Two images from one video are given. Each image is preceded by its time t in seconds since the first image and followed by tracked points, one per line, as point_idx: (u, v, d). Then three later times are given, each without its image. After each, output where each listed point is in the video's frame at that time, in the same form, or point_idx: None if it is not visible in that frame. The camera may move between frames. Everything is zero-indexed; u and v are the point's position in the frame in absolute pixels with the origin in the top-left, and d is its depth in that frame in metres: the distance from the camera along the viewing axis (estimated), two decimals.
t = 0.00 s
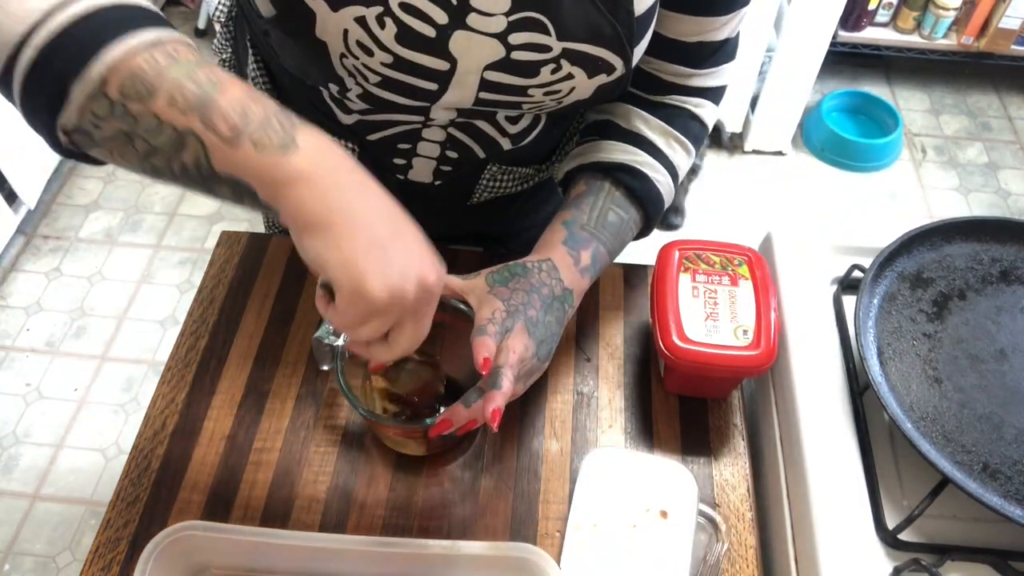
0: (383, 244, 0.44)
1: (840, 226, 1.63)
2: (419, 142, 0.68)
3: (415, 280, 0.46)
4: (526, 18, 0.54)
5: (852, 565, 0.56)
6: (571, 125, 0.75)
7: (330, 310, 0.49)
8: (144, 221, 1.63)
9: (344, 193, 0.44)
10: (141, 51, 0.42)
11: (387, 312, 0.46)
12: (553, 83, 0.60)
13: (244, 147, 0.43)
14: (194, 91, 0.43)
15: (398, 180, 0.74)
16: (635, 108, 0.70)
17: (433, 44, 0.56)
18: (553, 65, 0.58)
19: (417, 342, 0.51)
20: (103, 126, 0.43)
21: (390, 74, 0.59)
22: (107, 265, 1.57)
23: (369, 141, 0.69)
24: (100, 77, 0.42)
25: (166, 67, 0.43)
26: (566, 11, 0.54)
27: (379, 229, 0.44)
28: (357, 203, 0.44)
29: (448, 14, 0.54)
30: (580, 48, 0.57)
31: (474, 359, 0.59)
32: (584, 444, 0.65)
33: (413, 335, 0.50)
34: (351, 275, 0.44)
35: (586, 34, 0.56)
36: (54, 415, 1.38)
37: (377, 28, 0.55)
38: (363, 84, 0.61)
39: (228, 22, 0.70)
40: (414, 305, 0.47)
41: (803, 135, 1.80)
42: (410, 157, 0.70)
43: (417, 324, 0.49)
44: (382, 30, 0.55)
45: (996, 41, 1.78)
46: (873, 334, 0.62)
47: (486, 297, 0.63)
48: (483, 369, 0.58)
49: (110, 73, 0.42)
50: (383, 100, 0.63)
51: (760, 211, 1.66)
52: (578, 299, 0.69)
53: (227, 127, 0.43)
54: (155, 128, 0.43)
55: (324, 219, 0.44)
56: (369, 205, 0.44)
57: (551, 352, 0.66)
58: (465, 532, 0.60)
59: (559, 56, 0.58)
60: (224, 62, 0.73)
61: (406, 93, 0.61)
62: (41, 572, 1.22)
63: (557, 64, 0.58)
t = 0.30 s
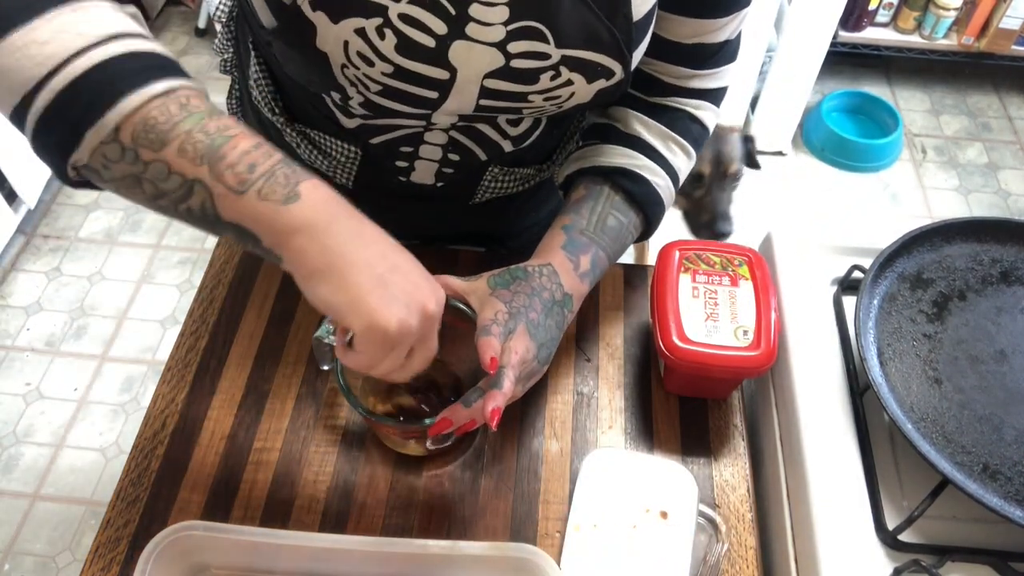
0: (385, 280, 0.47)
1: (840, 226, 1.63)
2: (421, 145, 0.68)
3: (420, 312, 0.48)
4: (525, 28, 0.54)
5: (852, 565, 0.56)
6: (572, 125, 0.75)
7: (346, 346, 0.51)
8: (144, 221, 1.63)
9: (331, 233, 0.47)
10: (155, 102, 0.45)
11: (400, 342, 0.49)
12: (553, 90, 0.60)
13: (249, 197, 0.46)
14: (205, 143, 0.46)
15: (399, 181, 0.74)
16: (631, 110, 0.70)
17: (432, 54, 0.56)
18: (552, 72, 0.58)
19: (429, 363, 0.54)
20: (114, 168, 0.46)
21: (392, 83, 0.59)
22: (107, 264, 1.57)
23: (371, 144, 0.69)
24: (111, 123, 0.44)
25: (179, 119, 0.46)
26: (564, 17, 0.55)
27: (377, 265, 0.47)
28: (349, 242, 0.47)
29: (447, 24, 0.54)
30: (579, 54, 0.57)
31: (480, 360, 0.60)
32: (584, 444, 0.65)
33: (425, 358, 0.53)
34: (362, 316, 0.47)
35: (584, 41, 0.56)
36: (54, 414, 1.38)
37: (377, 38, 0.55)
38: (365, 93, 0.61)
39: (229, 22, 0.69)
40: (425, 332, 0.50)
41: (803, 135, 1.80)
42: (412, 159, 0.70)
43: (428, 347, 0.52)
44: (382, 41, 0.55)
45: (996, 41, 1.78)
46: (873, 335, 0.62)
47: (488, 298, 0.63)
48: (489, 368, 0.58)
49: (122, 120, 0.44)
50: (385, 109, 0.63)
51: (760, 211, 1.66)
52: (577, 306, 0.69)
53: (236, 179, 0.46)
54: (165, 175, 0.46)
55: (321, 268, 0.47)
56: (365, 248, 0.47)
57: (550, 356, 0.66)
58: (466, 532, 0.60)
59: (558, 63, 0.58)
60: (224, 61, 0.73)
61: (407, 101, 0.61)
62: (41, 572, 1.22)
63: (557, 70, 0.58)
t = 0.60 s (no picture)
0: (350, 223, 0.44)
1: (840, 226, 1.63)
2: (422, 149, 0.68)
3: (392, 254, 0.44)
4: (525, 33, 0.54)
5: (852, 565, 0.56)
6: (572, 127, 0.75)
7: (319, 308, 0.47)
8: (144, 222, 1.63)
9: (301, 182, 0.44)
10: (116, 68, 0.47)
11: (374, 290, 0.44)
12: (553, 95, 0.60)
13: (206, 144, 0.45)
14: (163, 99, 0.46)
15: (402, 184, 0.74)
16: (631, 114, 0.70)
17: (432, 61, 0.56)
18: (552, 77, 0.58)
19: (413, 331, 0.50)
20: (87, 137, 0.48)
21: (391, 90, 0.59)
22: (107, 265, 1.57)
23: (372, 148, 0.69)
24: (76, 91, 0.46)
25: (139, 80, 0.47)
26: (563, 24, 0.55)
27: (342, 207, 0.44)
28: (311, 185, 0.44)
29: (446, 30, 0.54)
30: (578, 60, 0.57)
31: (490, 355, 0.61)
32: (584, 444, 0.65)
33: (406, 322, 0.48)
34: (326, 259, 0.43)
35: (584, 46, 0.56)
36: (54, 415, 1.38)
37: (376, 45, 0.55)
38: (365, 100, 0.61)
39: (229, 25, 0.69)
40: (403, 280, 0.45)
41: (802, 135, 1.80)
42: (413, 162, 0.70)
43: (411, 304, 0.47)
44: (381, 48, 0.55)
45: (996, 41, 1.78)
46: (873, 334, 0.62)
47: (489, 299, 0.63)
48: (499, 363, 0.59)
49: (86, 86, 0.46)
50: (385, 114, 0.63)
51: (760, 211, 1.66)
52: (576, 312, 0.70)
53: (193, 129, 0.46)
54: (129, 135, 0.47)
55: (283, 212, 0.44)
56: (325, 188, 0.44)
57: (548, 360, 0.66)
58: (466, 532, 0.60)
59: (557, 69, 0.58)
60: (224, 64, 0.73)
61: (407, 107, 0.61)
62: (41, 572, 1.22)
63: (556, 76, 0.58)
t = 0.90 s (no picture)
0: (323, 258, 0.47)
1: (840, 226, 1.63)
2: (420, 149, 0.68)
3: (365, 285, 0.47)
4: (519, 32, 0.54)
5: (852, 565, 0.56)
6: (572, 128, 0.75)
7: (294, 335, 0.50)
8: (144, 221, 1.63)
9: (279, 222, 0.46)
10: (117, 99, 0.47)
11: (350, 314, 0.47)
12: (549, 94, 0.60)
13: (195, 183, 0.46)
14: (160, 135, 0.47)
15: (398, 185, 0.74)
16: (631, 115, 0.70)
17: (426, 60, 0.56)
18: (547, 76, 0.58)
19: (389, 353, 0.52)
20: (84, 160, 0.48)
21: (387, 90, 0.59)
22: (107, 265, 1.57)
23: (370, 147, 0.68)
24: (76, 120, 0.46)
25: (139, 114, 0.47)
26: (558, 23, 0.55)
27: (318, 242, 0.47)
28: (290, 224, 0.46)
29: (440, 29, 0.54)
30: (574, 59, 0.57)
31: (489, 357, 0.60)
32: (584, 444, 0.65)
33: (383, 346, 0.51)
34: (304, 292, 0.46)
35: (579, 45, 0.56)
36: (54, 414, 1.38)
37: (369, 45, 0.55)
38: (360, 100, 0.61)
39: (229, 25, 0.69)
40: (377, 307, 0.49)
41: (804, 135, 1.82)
42: (410, 162, 0.70)
43: (384, 330, 0.50)
44: (374, 48, 0.55)
45: (996, 41, 1.78)
46: (873, 334, 0.62)
47: (490, 300, 0.63)
48: (498, 364, 0.59)
49: (87, 116, 0.46)
50: (381, 114, 0.63)
51: (760, 210, 1.66)
52: (576, 313, 0.70)
53: (184, 167, 0.46)
54: (125, 165, 0.47)
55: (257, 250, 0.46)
56: (301, 227, 0.46)
57: (548, 360, 0.66)
58: (466, 533, 0.60)
59: (553, 68, 0.58)
60: (225, 64, 0.73)
61: (402, 107, 0.61)
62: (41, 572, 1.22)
63: (551, 75, 0.58)
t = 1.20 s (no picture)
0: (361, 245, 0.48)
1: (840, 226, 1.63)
2: (419, 147, 0.68)
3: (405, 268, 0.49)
4: (518, 28, 0.54)
5: (852, 565, 0.56)
6: (574, 128, 0.75)
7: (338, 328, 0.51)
8: (144, 221, 1.63)
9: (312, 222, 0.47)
10: (141, 101, 0.47)
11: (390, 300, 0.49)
12: (548, 91, 0.60)
13: (226, 183, 0.48)
14: (186, 135, 0.48)
15: (398, 184, 0.74)
16: (633, 115, 0.70)
17: (425, 57, 0.56)
18: (546, 73, 0.58)
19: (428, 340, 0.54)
20: (104, 164, 0.48)
21: (384, 85, 0.59)
22: (107, 265, 1.57)
23: (369, 146, 0.69)
24: (100, 122, 0.47)
25: (163, 115, 0.48)
26: (557, 19, 0.55)
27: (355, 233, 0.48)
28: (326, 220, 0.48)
29: (437, 24, 0.54)
30: (574, 56, 0.57)
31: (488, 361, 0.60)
32: (584, 444, 0.65)
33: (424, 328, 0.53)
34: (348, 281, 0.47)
35: (579, 42, 0.56)
36: (54, 414, 1.38)
37: (367, 40, 0.55)
38: (358, 96, 0.61)
39: (229, 24, 0.69)
40: (417, 290, 0.50)
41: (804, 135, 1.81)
42: (410, 161, 0.70)
43: (424, 313, 0.52)
44: (372, 43, 0.55)
45: (996, 41, 1.78)
46: (873, 334, 0.62)
47: (491, 301, 0.63)
48: (495, 368, 0.58)
49: (110, 119, 0.47)
50: (379, 110, 0.63)
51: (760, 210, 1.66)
52: (577, 314, 0.70)
53: (213, 165, 0.48)
54: (150, 167, 0.48)
55: (299, 244, 0.48)
56: (340, 221, 0.48)
57: (549, 362, 0.66)
58: (466, 533, 0.60)
59: (552, 65, 0.58)
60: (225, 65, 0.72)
61: (400, 104, 0.61)
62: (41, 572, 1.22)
63: (550, 71, 0.58)
